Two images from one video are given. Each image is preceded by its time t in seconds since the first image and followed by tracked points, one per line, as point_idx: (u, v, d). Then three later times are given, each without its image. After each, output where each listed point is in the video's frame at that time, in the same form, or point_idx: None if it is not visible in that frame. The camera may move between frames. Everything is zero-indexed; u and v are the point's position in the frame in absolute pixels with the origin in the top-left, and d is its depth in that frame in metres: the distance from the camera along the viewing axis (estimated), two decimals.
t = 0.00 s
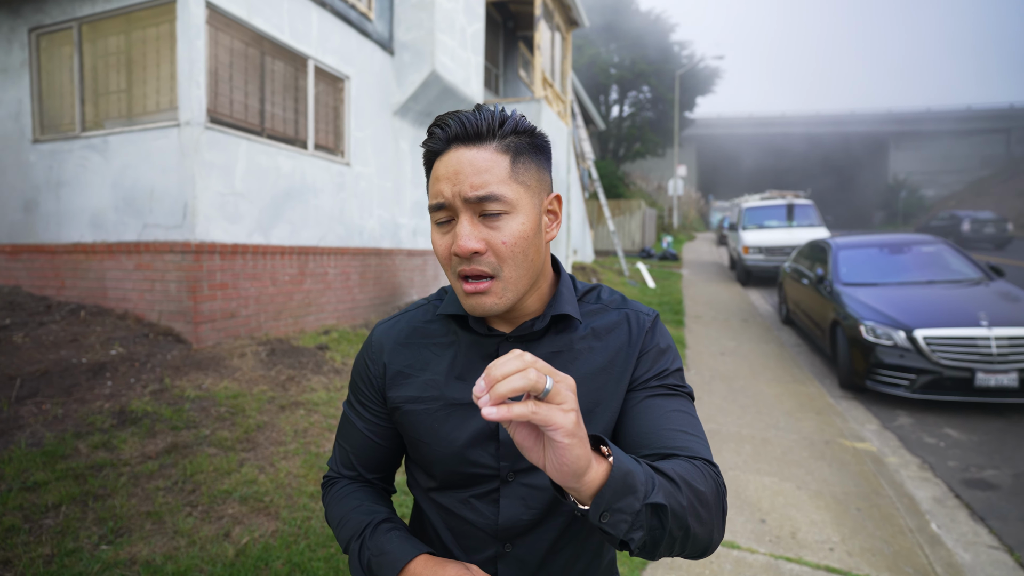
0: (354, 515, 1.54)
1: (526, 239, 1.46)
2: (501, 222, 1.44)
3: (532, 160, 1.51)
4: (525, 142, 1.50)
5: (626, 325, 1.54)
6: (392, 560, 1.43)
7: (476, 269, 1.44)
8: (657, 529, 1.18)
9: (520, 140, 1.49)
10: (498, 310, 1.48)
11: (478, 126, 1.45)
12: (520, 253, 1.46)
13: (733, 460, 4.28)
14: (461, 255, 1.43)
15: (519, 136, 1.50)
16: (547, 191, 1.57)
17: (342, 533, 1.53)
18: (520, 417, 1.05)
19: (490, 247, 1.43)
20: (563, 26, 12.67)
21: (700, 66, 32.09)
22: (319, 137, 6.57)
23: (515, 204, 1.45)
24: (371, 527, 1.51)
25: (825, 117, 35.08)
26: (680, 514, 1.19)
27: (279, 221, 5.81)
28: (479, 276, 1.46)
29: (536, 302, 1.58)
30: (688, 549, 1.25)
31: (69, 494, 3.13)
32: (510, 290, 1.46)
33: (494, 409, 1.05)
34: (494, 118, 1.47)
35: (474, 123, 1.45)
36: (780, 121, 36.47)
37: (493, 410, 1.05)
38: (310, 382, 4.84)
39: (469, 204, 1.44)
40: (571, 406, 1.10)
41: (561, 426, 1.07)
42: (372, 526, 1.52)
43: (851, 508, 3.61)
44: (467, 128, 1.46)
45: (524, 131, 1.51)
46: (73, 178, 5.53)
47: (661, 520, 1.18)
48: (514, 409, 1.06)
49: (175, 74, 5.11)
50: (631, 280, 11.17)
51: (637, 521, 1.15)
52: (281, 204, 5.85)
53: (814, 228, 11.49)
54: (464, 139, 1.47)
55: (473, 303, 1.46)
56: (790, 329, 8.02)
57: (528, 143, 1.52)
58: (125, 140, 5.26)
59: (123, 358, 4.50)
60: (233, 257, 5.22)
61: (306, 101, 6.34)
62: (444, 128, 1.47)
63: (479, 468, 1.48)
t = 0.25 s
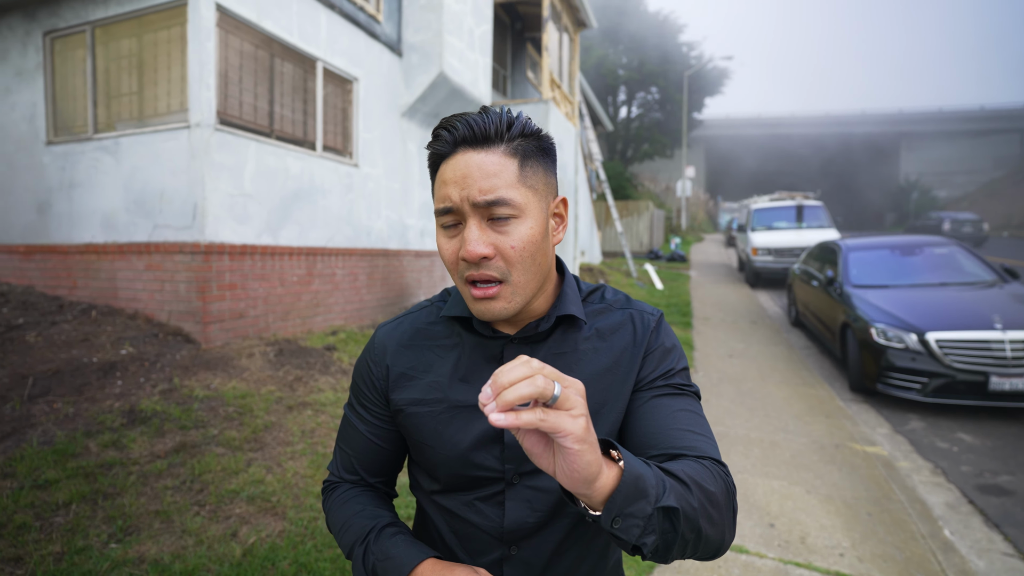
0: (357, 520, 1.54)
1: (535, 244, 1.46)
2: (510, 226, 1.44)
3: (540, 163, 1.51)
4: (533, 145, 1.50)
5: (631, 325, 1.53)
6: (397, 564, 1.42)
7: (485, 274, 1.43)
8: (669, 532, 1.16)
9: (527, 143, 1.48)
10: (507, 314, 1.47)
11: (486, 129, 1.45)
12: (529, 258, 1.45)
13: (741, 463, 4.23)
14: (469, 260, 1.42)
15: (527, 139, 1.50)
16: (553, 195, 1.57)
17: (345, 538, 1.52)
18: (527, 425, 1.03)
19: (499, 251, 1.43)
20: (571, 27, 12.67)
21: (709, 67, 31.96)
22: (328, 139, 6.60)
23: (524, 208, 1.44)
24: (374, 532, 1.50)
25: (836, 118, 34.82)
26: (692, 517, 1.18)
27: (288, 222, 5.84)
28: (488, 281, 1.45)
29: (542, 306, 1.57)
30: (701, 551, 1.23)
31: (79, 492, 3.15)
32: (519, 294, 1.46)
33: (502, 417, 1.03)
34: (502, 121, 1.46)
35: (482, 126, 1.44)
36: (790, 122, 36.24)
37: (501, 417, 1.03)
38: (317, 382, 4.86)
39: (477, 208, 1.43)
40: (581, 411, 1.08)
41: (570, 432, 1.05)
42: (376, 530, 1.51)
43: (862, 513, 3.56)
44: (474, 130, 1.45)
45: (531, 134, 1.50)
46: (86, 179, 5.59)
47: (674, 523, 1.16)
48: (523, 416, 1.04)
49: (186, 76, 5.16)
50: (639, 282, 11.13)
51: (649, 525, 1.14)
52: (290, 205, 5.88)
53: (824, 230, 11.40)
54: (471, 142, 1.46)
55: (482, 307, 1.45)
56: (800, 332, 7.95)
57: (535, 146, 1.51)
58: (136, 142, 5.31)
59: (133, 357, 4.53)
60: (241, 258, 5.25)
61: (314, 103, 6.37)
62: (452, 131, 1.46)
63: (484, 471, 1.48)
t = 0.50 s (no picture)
0: (363, 522, 1.54)
1: (548, 254, 1.45)
2: (523, 237, 1.43)
3: (549, 169, 1.50)
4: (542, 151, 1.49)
5: (638, 328, 1.52)
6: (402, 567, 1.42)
7: (500, 286, 1.43)
8: (692, 525, 1.16)
9: (537, 149, 1.47)
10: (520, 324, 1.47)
11: (496, 137, 1.43)
12: (542, 268, 1.45)
13: (749, 465, 4.21)
14: (483, 273, 1.41)
15: (536, 145, 1.49)
16: (563, 200, 1.56)
17: (351, 540, 1.53)
18: (580, 392, 1.00)
19: (513, 263, 1.42)
20: (577, 27, 12.66)
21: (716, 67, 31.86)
22: (334, 140, 6.62)
23: (537, 219, 1.43)
24: (380, 535, 1.51)
25: (844, 118, 34.61)
26: (713, 513, 1.18)
27: (294, 223, 5.86)
28: (501, 292, 1.45)
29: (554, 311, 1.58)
30: (715, 553, 1.23)
31: (87, 491, 3.17)
32: (533, 304, 1.46)
33: (556, 378, 0.99)
34: (511, 129, 1.45)
35: (492, 134, 1.42)
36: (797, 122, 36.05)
37: (556, 379, 0.99)
38: (323, 382, 4.87)
39: (489, 220, 1.41)
40: (631, 385, 1.06)
41: (621, 404, 1.03)
42: (381, 533, 1.51)
43: (871, 516, 3.53)
44: (484, 138, 1.43)
45: (539, 140, 1.49)
46: (94, 181, 5.64)
47: (696, 517, 1.16)
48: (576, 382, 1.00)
49: (193, 78, 5.19)
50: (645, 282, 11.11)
51: (675, 517, 1.13)
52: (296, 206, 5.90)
53: (831, 230, 11.33)
54: (480, 151, 1.44)
55: (496, 318, 1.45)
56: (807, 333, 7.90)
57: (544, 152, 1.50)
58: (144, 143, 5.34)
59: (141, 357, 4.56)
60: (249, 259, 5.28)
61: (321, 104, 6.39)
62: (461, 139, 1.44)
63: (489, 474, 1.47)
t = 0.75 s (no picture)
0: (368, 521, 1.53)
1: (554, 255, 1.44)
2: (528, 241, 1.41)
3: (547, 170, 1.49)
4: (538, 152, 1.48)
5: (646, 327, 1.52)
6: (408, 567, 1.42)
7: (509, 291, 1.42)
8: (702, 510, 1.15)
9: (533, 152, 1.47)
10: (530, 326, 1.47)
11: (490, 145, 1.43)
12: (550, 270, 1.44)
13: (751, 465, 4.21)
14: (490, 281, 1.40)
15: (532, 147, 1.48)
16: (564, 199, 1.56)
17: (356, 539, 1.52)
18: (589, 357, 1.02)
19: (520, 268, 1.41)
20: (579, 27, 12.65)
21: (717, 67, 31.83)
22: (336, 139, 6.62)
23: (540, 222, 1.42)
24: (386, 534, 1.50)
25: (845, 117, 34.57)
26: (723, 503, 1.17)
27: (297, 222, 5.86)
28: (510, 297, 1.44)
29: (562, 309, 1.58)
30: (724, 550, 1.20)
31: (91, 491, 3.17)
32: (542, 305, 1.46)
33: (567, 343, 1.03)
34: (505, 135, 1.45)
35: (485, 143, 1.42)
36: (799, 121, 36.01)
37: (568, 343, 1.03)
38: (326, 382, 4.87)
39: (492, 229, 1.40)
40: (641, 354, 1.07)
41: (631, 371, 1.05)
42: (386, 533, 1.51)
43: (874, 516, 3.53)
44: (479, 147, 1.42)
45: (534, 141, 1.49)
46: (97, 181, 5.64)
47: (706, 505, 1.15)
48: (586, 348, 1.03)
49: (196, 77, 5.19)
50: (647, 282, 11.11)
51: (684, 500, 1.13)
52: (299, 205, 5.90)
53: (834, 230, 11.31)
54: (477, 160, 1.43)
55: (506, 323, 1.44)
56: (810, 333, 7.89)
57: (541, 153, 1.49)
58: (147, 143, 5.34)
59: (143, 357, 4.56)
60: (251, 258, 5.27)
61: (323, 103, 6.39)
62: (455, 150, 1.43)
63: (495, 474, 1.47)
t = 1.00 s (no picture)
0: (375, 520, 1.53)
1: (560, 261, 1.44)
2: (534, 252, 1.40)
3: (546, 175, 1.47)
4: (535, 158, 1.46)
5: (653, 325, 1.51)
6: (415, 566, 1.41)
7: (517, 303, 1.41)
8: (703, 487, 1.13)
9: (530, 159, 1.44)
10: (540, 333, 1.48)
11: (487, 158, 1.40)
12: (557, 277, 1.44)
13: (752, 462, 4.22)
14: (499, 295, 1.39)
15: (529, 152, 1.46)
16: (565, 201, 1.54)
17: (363, 537, 1.52)
18: (593, 319, 1.07)
19: (528, 279, 1.40)
20: (580, 24, 12.63)
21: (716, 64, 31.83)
22: (336, 137, 6.59)
23: (544, 231, 1.41)
24: (393, 534, 1.50)
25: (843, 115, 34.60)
26: (727, 487, 1.15)
27: (297, 220, 5.84)
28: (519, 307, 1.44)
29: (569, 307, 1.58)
30: (727, 538, 1.19)
31: (92, 490, 3.16)
32: (551, 311, 1.46)
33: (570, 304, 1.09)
34: (499, 145, 1.43)
35: (480, 156, 1.39)
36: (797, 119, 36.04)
37: (571, 304, 1.09)
38: (328, 380, 4.86)
39: (497, 244, 1.38)
40: (645, 322, 1.11)
41: (632, 334, 1.08)
42: (393, 532, 1.50)
43: (875, 513, 3.54)
44: (475, 160, 1.40)
45: (529, 146, 1.47)
46: (96, 178, 5.61)
47: (708, 485, 1.14)
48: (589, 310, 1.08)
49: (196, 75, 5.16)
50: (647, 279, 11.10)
51: (685, 475, 1.12)
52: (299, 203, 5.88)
53: (833, 227, 11.32)
54: (475, 173, 1.40)
55: (517, 332, 1.45)
56: (810, 330, 7.91)
57: (540, 157, 1.48)
58: (146, 140, 5.32)
59: (144, 356, 4.54)
60: (252, 257, 5.26)
61: (323, 101, 6.36)
62: (452, 165, 1.41)
63: (502, 473, 1.47)
